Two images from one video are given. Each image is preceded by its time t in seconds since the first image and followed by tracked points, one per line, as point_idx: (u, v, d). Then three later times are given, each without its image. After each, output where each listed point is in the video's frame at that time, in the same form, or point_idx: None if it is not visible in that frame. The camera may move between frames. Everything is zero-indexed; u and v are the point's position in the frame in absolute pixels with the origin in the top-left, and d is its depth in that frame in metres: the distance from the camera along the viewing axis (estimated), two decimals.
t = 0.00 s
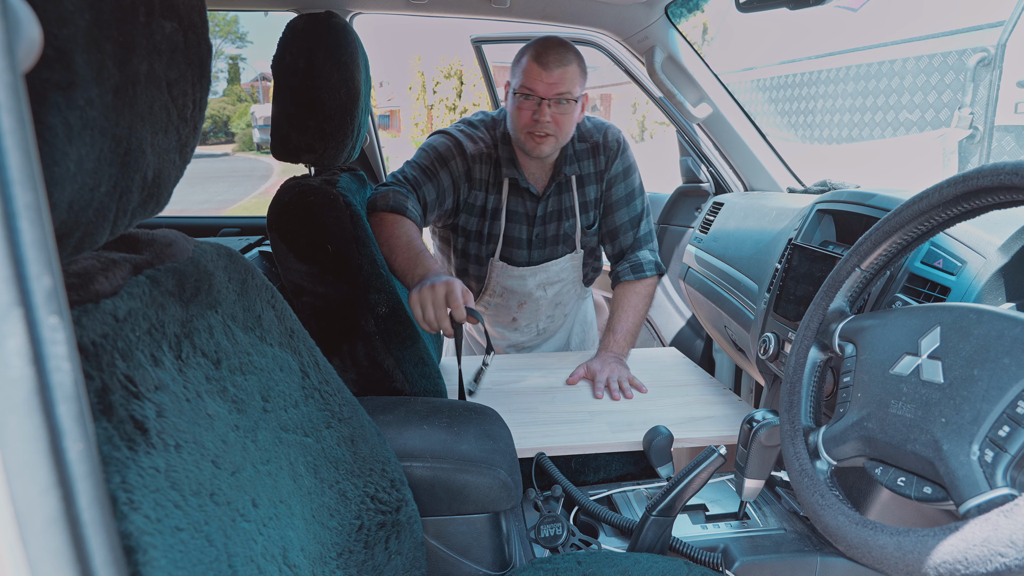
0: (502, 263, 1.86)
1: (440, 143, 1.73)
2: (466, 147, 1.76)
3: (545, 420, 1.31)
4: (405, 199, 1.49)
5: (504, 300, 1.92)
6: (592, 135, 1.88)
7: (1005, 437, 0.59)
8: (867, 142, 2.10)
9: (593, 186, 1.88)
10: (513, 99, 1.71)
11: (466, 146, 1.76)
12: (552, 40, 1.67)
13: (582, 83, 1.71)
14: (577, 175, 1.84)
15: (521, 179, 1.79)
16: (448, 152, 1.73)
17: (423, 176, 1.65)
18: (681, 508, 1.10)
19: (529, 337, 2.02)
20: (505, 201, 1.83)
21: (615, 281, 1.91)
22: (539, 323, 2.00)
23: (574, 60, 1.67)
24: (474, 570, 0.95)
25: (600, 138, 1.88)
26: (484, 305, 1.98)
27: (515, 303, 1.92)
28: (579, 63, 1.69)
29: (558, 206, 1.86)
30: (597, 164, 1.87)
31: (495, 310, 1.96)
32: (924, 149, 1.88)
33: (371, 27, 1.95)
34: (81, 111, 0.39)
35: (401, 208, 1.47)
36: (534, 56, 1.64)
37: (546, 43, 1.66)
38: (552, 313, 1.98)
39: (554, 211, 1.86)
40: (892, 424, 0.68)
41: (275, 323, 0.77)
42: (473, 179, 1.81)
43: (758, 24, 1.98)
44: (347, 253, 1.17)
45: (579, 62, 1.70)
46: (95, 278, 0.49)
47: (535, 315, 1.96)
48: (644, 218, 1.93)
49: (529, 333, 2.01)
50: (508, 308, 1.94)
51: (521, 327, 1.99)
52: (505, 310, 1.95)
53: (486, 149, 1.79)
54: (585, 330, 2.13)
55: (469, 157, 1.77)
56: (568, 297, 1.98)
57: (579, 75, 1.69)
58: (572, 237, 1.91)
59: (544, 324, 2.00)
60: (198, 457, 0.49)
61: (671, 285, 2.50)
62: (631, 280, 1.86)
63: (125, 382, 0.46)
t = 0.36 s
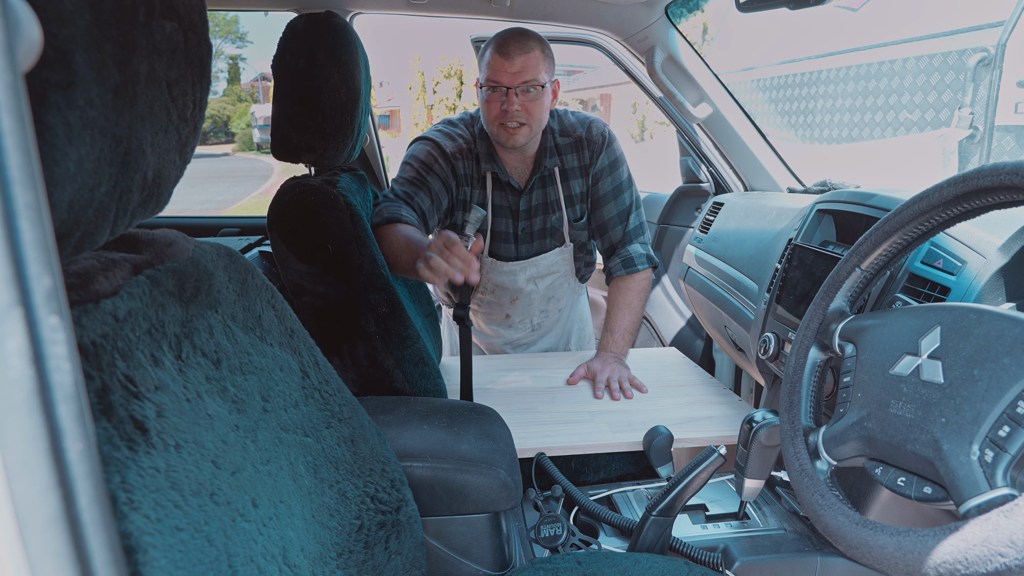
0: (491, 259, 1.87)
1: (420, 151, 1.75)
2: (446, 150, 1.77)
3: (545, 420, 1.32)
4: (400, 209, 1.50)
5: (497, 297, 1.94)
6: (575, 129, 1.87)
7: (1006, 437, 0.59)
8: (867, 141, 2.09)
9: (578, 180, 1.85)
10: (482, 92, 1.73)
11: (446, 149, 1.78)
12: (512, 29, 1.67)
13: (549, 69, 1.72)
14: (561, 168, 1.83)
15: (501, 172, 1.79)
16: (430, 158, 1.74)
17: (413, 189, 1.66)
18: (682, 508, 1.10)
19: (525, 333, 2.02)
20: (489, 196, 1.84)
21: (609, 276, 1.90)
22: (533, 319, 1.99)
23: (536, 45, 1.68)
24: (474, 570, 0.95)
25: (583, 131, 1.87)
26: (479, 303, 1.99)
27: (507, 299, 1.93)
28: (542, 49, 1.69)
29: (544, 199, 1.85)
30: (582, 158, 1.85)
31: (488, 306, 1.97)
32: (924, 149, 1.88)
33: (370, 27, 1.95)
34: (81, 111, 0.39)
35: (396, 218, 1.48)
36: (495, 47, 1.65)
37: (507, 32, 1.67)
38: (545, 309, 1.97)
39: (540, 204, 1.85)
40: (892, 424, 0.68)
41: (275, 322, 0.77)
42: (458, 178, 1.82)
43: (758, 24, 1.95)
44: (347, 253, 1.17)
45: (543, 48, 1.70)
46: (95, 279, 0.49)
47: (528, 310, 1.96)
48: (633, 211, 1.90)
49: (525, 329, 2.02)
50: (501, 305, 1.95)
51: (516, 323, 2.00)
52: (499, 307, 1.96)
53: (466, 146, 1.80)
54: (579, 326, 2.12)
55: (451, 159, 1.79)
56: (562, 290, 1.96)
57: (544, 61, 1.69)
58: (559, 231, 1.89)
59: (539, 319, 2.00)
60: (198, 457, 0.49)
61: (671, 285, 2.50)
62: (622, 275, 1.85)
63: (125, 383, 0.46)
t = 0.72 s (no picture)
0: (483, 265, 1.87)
1: (404, 167, 1.76)
2: (431, 162, 1.77)
3: (545, 419, 1.32)
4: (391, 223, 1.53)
5: (491, 302, 1.93)
6: (562, 131, 1.85)
7: (1006, 437, 0.59)
8: (867, 141, 2.09)
9: (565, 183, 1.84)
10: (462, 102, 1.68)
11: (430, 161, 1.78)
12: (486, 37, 1.60)
13: (526, 75, 1.66)
14: (549, 171, 1.82)
15: (487, 177, 1.80)
16: (415, 173, 1.75)
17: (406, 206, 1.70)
18: (681, 508, 1.10)
19: (520, 336, 2.03)
20: (477, 201, 1.85)
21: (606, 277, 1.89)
22: (528, 322, 1.99)
23: (511, 54, 1.61)
24: (474, 570, 0.95)
25: (570, 134, 1.84)
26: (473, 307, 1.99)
27: (501, 303, 1.93)
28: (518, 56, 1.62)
29: (531, 203, 1.85)
30: (569, 162, 1.84)
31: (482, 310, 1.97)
32: (924, 149, 1.88)
33: (370, 28, 1.95)
34: (81, 111, 0.39)
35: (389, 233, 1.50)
36: (470, 58, 1.59)
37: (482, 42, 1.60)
38: (539, 310, 1.98)
39: (527, 208, 1.86)
40: (892, 424, 0.68)
41: (275, 323, 0.77)
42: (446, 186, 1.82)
43: (758, 24, 1.94)
44: (347, 253, 1.17)
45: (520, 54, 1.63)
46: (95, 279, 0.49)
47: (522, 312, 1.96)
48: (628, 211, 1.87)
49: (519, 332, 2.02)
50: (494, 309, 1.95)
51: (511, 326, 2.00)
52: (493, 311, 1.96)
53: (450, 153, 1.80)
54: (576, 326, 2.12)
55: (437, 171, 1.78)
56: (556, 292, 1.96)
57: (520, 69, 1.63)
58: (549, 233, 1.88)
59: (533, 322, 2.00)
60: (198, 457, 0.49)
61: (671, 285, 2.50)
62: (619, 276, 1.84)
63: (125, 383, 0.46)
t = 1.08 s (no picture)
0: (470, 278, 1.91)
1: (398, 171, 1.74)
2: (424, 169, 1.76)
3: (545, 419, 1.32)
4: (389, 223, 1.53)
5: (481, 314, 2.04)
6: (549, 157, 1.79)
7: (1006, 437, 0.59)
8: (867, 141, 2.09)
9: (544, 210, 1.82)
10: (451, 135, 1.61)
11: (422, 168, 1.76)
12: (476, 76, 1.50)
13: (518, 112, 1.57)
14: (531, 198, 1.79)
15: (476, 197, 1.80)
16: (410, 176, 1.74)
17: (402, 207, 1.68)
18: (681, 508, 1.10)
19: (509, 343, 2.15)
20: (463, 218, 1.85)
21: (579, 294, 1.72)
22: (517, 332, 2.11)
23: (503, 95, 1.51)
24: (474, 570, 0.95)
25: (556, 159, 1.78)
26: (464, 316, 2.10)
27: (491, 316, 2.04)
28: (510, 96, 1.53)
29: (513, 227, 1.84)
30: (550, 189, 1.79)
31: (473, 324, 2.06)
32: (924, 149, 1.88)
33: (370, 27, 1.95)
34: (81, 111, 0.39)
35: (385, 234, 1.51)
36: (459, 101, 1.50)
37: (471, 82, 1.50)
38: (528, 324, 2.08)
39: (511, 232, 1.84)
40: (892, 424, 0.68)
41: (275, 322, 0.77)
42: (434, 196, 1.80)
43: (758, 24, 1.99)
44: (347, 253, 1.17)
45: (511, 91, 1.54)
46: (95, 279, 0.49)
47: (511, 325, 2.07)
48: (610, 235, 1.74)
49: (509, 339, 2.15)
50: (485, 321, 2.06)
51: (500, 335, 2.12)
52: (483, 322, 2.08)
53: (443, 162, 1.79)
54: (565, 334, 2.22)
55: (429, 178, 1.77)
56: (545, 307, 2.06)
57: (513, 109, 1.54)
58: (530, 256, 1.90)
59: (522, 331, 2.12)
60: (198, 457, 0.49)
61: (671, 285, 2.50)
62: (594, 294, 1.67)
63: (125, 383, 0.46)
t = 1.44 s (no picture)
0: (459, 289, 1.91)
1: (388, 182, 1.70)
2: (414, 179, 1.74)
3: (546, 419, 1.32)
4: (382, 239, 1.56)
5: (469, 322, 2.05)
6: (541, 169, 1.78)
7: (1006, 437, 0.59)
8: (867, 141, 2.09)
9: (534, 224, 1.81)
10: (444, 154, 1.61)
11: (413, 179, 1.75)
12: (468, 95, 1.49)
13: (511, 130, 1.57)
14: (520, 211, 1.78)
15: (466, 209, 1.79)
16: (399, 188, 1.69)
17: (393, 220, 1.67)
18: (682, 509, 1.10)
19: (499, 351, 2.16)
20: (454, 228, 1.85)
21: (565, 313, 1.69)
22: (506, 340, 2.11)
23: (496, 114, 1.51)
24: (474, 570, 0.95)
25: (548, 173, 1.76)
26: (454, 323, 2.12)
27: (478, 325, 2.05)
28: (502, 116, 1.52)
29: (501, 241, 1.84)
30: (539, 203, 1.78)
31: (461, 333, 2.08)
32: (924, 149, 1.88)
33: (370, 27, 1.95)
34: (81, 111, 0.39)
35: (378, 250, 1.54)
36: (450, 121, 1.49)
37: (462, 103, 1.49)
38: (516, 332, 2.08)
39: (499, 245, 1.84)
40: (892, 424, 0.68)
41: (275, 323, 0.77)
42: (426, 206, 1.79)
43: (758, 24, 1.97)
44: (347, 253, 1.17)
45: (503, 110, 1.53)
46: (95, 279, 0.49)
47: (499, 333, 2.07)
48: (599, 254, 1.72)
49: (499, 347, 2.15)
50: (472, 330, 2.07)
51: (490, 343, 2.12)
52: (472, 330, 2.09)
53: (433, 172, 1.79)
54: (556, 342, 2.20)
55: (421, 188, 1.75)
56: (533, 316, 2.06)
57: (505, 129, 1.54)
58: (518, 270, 1.91)
59: (511, 340, 2.12)
60: (198, 457, 0.49)
61: (671, 285, 2.50)
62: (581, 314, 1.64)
63: (125, 383, 0.46)
